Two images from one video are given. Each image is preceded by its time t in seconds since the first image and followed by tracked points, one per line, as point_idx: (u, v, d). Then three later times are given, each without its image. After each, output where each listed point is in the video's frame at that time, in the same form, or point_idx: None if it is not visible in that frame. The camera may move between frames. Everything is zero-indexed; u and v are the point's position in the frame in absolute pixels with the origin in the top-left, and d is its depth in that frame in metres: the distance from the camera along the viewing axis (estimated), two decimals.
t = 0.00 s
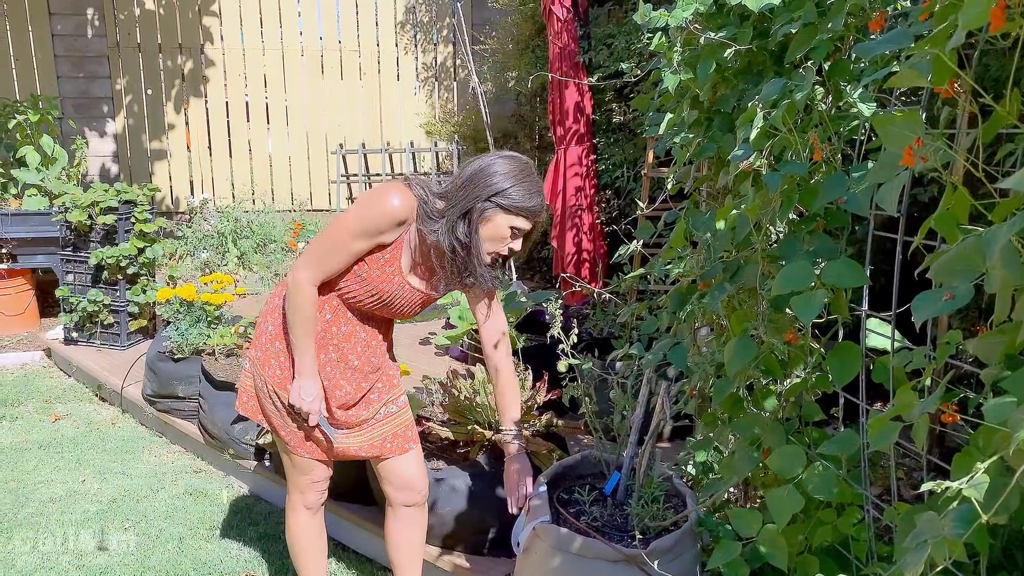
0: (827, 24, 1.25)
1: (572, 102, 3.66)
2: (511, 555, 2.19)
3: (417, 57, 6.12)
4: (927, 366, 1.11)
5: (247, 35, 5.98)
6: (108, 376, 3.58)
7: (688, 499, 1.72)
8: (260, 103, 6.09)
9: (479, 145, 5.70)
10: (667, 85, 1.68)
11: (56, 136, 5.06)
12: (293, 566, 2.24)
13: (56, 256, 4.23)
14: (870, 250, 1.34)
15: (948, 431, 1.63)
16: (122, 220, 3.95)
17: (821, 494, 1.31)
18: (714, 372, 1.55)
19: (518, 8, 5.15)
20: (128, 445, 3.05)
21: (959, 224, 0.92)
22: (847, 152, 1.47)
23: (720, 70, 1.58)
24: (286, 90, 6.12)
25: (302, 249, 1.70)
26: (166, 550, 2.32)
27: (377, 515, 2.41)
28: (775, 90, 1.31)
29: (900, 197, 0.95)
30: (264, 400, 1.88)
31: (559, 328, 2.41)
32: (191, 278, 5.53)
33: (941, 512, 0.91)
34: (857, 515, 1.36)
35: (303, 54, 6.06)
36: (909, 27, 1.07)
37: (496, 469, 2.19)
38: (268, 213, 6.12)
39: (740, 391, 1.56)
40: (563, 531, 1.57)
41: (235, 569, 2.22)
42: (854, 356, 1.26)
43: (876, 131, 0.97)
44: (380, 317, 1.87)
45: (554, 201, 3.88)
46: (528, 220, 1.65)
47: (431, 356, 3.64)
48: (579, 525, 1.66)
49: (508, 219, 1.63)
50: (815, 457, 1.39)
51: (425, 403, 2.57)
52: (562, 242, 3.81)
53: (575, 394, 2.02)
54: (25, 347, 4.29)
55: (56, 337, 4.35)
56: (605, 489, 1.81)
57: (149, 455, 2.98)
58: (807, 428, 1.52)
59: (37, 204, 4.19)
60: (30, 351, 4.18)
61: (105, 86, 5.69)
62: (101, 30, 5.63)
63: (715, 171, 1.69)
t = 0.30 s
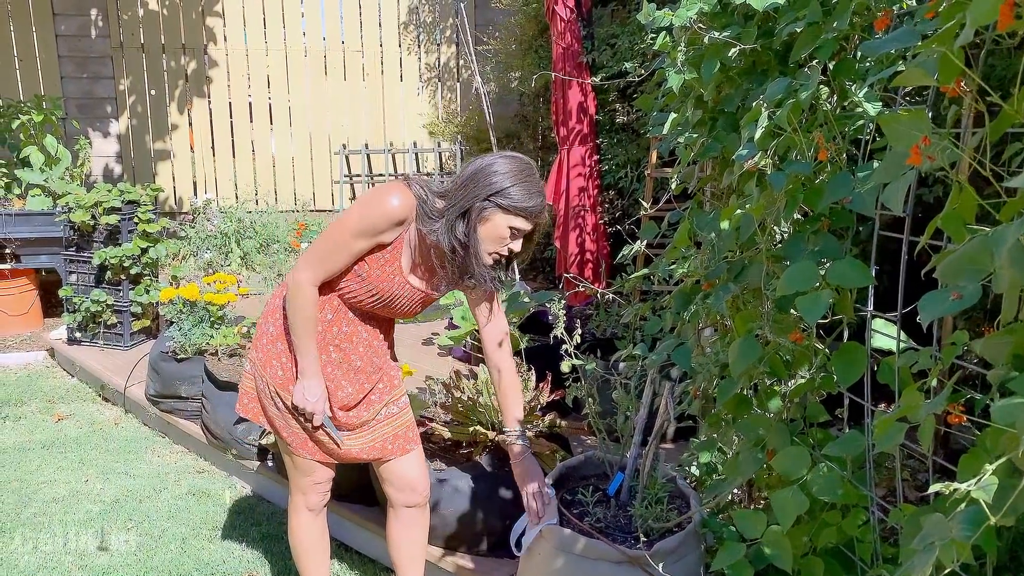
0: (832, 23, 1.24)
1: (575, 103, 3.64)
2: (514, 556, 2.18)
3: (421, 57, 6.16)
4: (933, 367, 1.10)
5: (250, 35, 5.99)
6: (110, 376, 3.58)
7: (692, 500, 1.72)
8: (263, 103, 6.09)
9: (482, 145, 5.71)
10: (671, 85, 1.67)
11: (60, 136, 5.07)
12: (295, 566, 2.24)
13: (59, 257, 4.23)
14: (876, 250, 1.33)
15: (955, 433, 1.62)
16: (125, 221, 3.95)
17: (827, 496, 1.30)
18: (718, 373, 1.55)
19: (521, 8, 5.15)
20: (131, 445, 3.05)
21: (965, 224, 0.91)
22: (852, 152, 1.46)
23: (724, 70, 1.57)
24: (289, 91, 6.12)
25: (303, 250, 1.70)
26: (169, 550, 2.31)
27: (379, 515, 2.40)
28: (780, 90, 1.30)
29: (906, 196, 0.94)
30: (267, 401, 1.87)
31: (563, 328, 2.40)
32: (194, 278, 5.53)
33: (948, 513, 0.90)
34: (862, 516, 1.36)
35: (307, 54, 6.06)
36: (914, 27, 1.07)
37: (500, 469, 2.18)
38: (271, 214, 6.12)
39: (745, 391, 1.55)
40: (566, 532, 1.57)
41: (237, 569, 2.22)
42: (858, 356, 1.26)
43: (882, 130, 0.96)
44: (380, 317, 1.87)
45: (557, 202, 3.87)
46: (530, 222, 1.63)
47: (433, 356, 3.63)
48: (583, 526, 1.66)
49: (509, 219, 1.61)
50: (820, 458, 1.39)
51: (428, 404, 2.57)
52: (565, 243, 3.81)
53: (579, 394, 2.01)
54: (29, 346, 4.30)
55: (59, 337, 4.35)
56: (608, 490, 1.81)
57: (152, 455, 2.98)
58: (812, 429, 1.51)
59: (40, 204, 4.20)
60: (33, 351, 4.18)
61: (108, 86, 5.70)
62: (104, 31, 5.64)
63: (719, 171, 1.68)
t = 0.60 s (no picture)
0: (843, 19, 1.23)
1: (580, 102, 3.63)
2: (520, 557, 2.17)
3: (425, 57, 6.16)
4: (946, 367, 1.09)
5: (254, 35, 5.98)
6: (114, 376, 3.57)
7: (700, 502, 1.70)
8: (267, 104, 6.09)
9: (486, 145, 5.70)
10: (678, 83, 1.66)
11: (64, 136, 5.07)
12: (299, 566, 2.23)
13: (63, 257, 4.23)
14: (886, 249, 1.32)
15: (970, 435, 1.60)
16: (129, 220, 3.95)
17: (836, 497, 1.29)
18: (726, 374, 1.53)
19: (525, 8, 5.14)
20: (134, 445, 3.05)
21: (980, 223, 0.90)
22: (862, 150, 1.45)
23: (732, 68, 1.56)
24: (293, 91, 6.11)
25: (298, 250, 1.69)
26: (172, 551, 2.30)
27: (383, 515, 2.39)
28: (789, 88, 1.29)
29: (920, 194, 0.93)
30: (266, 403, 1.87)
31: (568, 328, 2.39)
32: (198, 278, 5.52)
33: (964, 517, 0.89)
34: (871, 518, 1.34)
35: (311, 54, 6.06)
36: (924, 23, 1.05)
37: (505, 470, 2.17)
38: (274, 214, 6.12)
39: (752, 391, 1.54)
40: (573, 534, 1.55)
41: (241, 570, 2.21)
42: (870, 356, 1.25)
43: (896, 127, 0.94)
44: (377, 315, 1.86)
45: (561, 201, 3.86)
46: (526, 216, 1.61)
47: (437, 356, 3.62)
48: (590, 527, 1.65)
49: (504, 214, 1.59)
50: (829, 459, 1.38)
51: (432, 404, 2.56)
52: (570, 243, 3.79)
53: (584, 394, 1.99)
54: (33, 346, 4.30)
55: (63, 337, 4.35)
56: (615, 491, 1.80)
57: (155, 455, 2.97)
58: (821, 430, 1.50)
59: (44, 204, 4.20)
60: (37, 351, 4.18)
61: (112, 86, 5.70)
62: (109, 31, 5.64)
63: (727, 169, 1.67)
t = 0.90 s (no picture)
0: (861, 10, 1.20)
1: (586, 100, 3.57)
2: (528, 558, 2.14)
3: (429, 55, 6.16)
4: (970, 364, 1.06)
5: (257, 33, 5.96)
6: (117, 375, 3.55)
7: (712, 502, 1.67)
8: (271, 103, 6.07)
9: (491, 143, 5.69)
10: (691, 76, 1.63)
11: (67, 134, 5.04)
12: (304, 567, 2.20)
13: (66, 255, 4.21)
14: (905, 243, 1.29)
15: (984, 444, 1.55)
16: (133, 218, 3.93)
17: (855, 498, 1.26)
18: (740, 372, 1.51)
19: (531, 5, 5.12)
20: (138, 444, 3.03)
21: (1011, 214, 0.87)
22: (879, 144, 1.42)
23: (746, 61, 1.53)
24: (297, 89, 6.10)
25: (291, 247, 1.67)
26: (176, 551, 2.28)
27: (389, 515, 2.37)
28: (805, 80, 1.27)
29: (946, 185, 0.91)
30: (265, 406, 1.84)
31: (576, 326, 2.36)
32: (202, 277, 5.49)
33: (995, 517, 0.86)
34: (889, 519, 1.32)
35: (315, 53, 6.04)
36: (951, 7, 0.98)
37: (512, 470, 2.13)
38: (278, 213, 6.10)
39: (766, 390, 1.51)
40: (583, 534, 1.52)
41: (245, 571, 2.18)
42: (887, 353, 1.22)
43: (924, 117, 0.91)
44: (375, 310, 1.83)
45: (567, 200, 3.83)
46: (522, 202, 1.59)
47: (443, 355, 3.60)
48: (600, 527, 1.62)
49: (499, 200, 1.58)
50: (846, 459, 1.35)
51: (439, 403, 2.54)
52: (575, 242, 3.76)
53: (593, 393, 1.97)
54: (36, 345, 4.27)
55: (65, 336, 4.32)
56: (625, 491, 1.77)
57: (159, 454, 2.95)
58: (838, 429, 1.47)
59: (48, 202, 4.18)
60: (40, 350, 4.15)
61: (116, 84, 5.68)
62: (112, 29, 5.62)
63: (740, 165, 1.65)
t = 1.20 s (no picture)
0: None
1: (594, 94, 3.52)
2: (537, 561, 2.09)
3: (434, 51, 6.12)
4: (1010, 361, 1.00)
5: (261, 28, 5.90)
6: (118, 373, 3.50)
7: (730, 506, 1.63)
8: (274, 100, 6.03)
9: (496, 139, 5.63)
10: (709, 64, 1.58)
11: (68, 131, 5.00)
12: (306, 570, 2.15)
13: (67, 251, 4.16)
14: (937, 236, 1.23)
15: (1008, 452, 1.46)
16: (134, 214, 3.89)
17: (883, 502, 1.20)
18: (761, 371, 1.45)
19: None
20: (138, 444, 2.98)
21: None
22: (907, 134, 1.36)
23: (766, 48, 1.48)
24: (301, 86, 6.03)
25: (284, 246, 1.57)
26: (176, 553, 2.23)
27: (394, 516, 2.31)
28: (831, 65, 1.20)
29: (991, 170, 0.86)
30: (265, 416, 1.74)
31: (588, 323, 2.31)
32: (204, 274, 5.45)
33: None
34: (919, 523, 1.26)
35: (318, 49, 5.99)
36: None
37: (521, 471, 2.08)
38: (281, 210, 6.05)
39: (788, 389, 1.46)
40: (597, 538, 1.47)
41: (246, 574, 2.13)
42: (916, 350, 1.17)
43: (970, 98, 0.86)
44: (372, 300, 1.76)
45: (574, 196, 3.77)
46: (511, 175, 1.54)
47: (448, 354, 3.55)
48: (615, 531, 1.57)
49: (490, 173, 1.51)
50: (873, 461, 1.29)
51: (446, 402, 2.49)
52: (583, 239, 3.70)
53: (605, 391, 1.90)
54: (36, 343, 4.23)
55: (66, 333, 4.27)
56: (639, 493, 1.71)
57: (160, 454, 2.90)
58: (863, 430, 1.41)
59: (48, 198, 4.13)
60: (41, 348, 4.11)
61: (118, 80, 5.63)
62: (114, 24, 5.57)
63: (759, 155, 1.59)
